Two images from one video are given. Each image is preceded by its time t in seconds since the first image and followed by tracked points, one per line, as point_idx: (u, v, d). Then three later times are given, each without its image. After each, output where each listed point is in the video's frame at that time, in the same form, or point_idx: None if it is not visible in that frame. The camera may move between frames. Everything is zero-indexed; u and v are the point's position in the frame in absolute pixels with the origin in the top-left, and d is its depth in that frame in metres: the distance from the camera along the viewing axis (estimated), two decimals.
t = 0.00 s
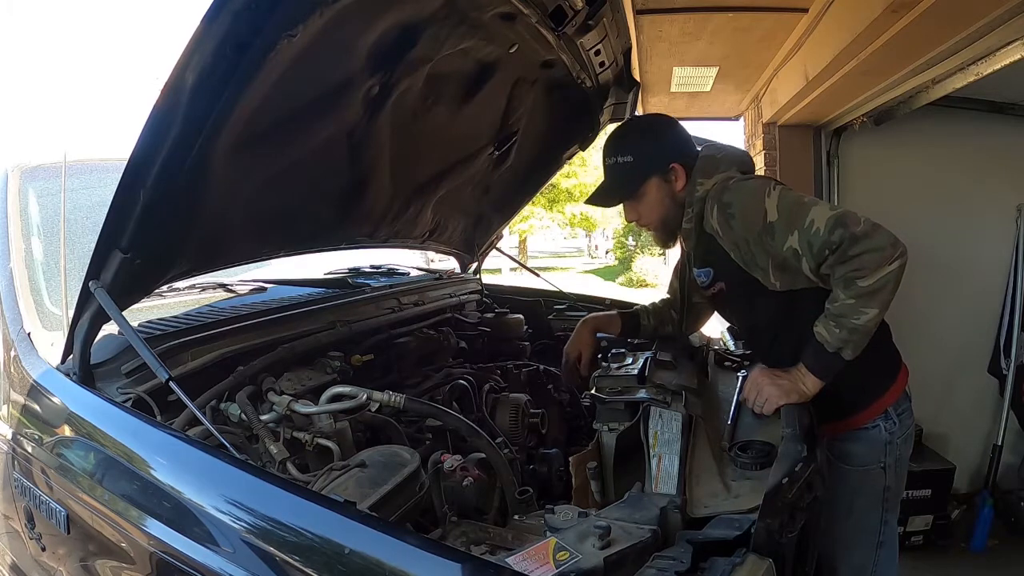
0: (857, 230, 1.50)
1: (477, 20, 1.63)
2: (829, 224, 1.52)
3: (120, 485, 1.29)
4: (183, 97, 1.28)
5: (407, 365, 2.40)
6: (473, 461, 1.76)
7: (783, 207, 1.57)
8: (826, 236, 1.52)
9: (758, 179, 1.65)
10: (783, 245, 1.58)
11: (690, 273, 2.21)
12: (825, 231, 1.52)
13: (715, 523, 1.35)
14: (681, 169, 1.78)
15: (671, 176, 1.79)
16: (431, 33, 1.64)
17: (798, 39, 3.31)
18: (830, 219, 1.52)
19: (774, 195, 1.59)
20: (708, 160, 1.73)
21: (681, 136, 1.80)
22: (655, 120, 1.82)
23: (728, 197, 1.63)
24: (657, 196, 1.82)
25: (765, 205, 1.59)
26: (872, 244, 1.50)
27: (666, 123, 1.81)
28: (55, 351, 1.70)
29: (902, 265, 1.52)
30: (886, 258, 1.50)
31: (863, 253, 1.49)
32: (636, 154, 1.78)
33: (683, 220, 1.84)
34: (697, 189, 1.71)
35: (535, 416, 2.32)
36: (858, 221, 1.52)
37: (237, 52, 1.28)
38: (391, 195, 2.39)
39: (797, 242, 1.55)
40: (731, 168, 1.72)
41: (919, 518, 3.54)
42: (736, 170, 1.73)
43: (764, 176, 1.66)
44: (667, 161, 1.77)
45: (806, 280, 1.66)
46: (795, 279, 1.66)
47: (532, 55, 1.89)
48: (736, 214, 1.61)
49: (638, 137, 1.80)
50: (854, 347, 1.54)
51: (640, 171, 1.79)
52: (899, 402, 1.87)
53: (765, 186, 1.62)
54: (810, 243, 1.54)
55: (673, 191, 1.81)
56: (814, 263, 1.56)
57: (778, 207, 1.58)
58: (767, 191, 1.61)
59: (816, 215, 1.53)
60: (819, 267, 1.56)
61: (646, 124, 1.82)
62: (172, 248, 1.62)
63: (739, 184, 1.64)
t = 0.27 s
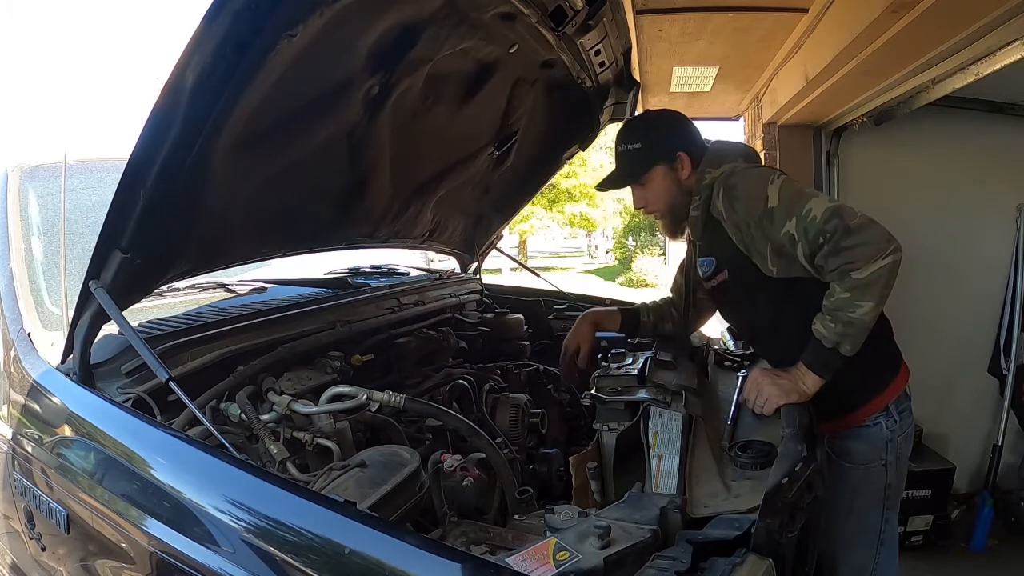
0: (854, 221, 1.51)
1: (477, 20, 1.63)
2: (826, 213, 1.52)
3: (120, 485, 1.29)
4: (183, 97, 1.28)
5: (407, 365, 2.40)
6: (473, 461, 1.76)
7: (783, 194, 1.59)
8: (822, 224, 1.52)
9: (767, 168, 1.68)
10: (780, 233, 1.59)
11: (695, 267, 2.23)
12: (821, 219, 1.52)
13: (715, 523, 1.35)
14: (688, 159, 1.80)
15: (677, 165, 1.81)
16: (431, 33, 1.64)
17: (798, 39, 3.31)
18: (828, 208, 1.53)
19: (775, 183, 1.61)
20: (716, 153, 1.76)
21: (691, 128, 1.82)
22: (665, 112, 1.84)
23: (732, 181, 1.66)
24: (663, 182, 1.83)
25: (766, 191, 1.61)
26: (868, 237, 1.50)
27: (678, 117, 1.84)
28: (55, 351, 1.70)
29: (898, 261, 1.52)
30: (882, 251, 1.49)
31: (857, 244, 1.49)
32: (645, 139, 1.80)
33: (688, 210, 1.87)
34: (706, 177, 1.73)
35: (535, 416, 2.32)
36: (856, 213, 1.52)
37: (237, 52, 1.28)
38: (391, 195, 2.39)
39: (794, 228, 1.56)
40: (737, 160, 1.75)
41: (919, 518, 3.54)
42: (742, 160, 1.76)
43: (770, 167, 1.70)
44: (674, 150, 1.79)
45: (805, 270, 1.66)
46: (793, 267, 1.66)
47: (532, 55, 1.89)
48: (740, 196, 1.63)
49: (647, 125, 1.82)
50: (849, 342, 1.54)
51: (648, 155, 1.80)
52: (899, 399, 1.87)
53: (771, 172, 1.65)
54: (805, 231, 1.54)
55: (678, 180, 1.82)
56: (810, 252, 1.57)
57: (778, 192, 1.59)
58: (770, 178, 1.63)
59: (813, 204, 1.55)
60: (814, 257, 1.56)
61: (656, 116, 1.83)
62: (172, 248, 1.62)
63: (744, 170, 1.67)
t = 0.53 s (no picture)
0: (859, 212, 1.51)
1: (477, 20, 1.63)
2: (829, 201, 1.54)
3: (120, 485, 1.29)
4: (183, 97, 1.29)
5: (407, 364, 2.40)
6: (473, 460, 1.76)
7: (793, 182, 1.62)
8: (824, 209, 1.53)
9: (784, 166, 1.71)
10: (780, 217, 1.60)
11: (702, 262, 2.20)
12: (824, 204, 1.53)
13: (715, 523, 1.35)
14: (693, 151, 1.81)
15: (683, 158, 1.82)
16: (431, 33, 1.64)
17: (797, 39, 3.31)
18: (833, 202, 1.53)
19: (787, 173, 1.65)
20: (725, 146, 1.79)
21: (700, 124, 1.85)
22: (673, 107, 1.86)
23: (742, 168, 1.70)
24: (669, 176, 1.84)
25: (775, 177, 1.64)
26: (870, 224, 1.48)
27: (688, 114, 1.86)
28: (54, 351, 1.70)
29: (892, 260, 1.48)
30: (877, 245, 1.46)
31: (852, 233, 1.48)
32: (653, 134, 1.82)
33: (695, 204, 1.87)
34: (716, 168, 1.74)
35: (535, 415, 2.32)
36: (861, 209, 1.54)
37: (237, 52, 1.28)
38: (391, 195, 2.39)
39: (796, 217, 1.56)
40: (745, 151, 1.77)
41: (919, 518, 3.54)
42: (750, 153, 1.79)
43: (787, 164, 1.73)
44: (680, 142, 1.81)
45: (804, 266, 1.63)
46: (792, 260, 1.64)
47: (532, 55, 1.89)
48: (751, 184, 1.64)
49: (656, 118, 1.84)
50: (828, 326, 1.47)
51: (654, 150, 1.82)
52: (900, 396, 1.88)
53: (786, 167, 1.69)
54: (806, 214, 1.55)
55: (684, 172, 1.83)
56: (806, 237, 1.55)
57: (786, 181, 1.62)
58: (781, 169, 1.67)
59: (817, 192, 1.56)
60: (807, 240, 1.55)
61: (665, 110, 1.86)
62: (172, 248, 1.62)
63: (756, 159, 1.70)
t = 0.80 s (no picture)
0: (791, 225, 1.60)
1: (477, 20, 1.63)
2: (790, 201, 1.60)
3: (120, 485, 1.29)
4: (183, 97, 1.29)
5: (407, 364, 2.40)
6: (473, 460, 1.76)
7: (789, 169, 1.66)
8: (778, 198, 1.60)
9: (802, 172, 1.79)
10: (749, 180, 1.67)
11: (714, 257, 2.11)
12: (778, 195, 1.60)
13: (714, 523, 1.35)
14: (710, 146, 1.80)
15: (700, 153, 1.80)
16: (431, 33, 1.64)
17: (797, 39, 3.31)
18: (780, 197, 1.60)
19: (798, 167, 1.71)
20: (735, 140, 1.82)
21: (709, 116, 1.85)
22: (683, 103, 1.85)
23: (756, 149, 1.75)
24: (687, 173, 1.83)
25: (780, 161, 1.69)
26: (779, 235, 1.59)
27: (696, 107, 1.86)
28: (55, 351, 1.70)
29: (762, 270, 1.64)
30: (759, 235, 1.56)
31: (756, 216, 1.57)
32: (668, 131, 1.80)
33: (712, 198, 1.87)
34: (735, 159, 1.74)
35: (535, 416, 2.32)
36: (798, 226, 1.63)
37: (237, 52, 1.28)
38: (391, 195, 2.39)
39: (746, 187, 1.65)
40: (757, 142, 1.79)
41: (919, 518, 3.54)
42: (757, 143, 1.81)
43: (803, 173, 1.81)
44: (697, 138, 1.79)
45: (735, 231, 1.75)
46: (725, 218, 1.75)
47: (532, 55, 1.89)
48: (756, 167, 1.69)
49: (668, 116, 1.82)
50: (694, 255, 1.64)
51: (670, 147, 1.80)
52: (905, 389, 1.89)
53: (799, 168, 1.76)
54: (760, 190, 1.62)
55: (701, 167, 1.82)
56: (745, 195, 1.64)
57: (780, 165, 1.67)
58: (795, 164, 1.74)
59: (784, 185, 1.62)
60: (744, 197, 1.62)
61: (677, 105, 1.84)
62: (171, 248, 1.62)
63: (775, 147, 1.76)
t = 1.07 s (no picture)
0: (742, 233, 1.61)
1: (477, 20, 1.63)
2: (755, 209, 1.62)
3: (120, 485, 1.29)
4: (183, 97, 1.29)
5: (408, 364, 2.40)
6: (473, 461, 1.77)
7: (777, 174, 1.68)
8: (741, 201, 1.62)
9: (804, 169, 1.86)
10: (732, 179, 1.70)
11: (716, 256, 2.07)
12: (741, 200, 1.62)
13: (714, 523, 1.35)
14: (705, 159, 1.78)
15: (695, 167, 1.79)
16: (431, 33, 1.64)
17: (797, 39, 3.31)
18: (745, 200, 1.62)
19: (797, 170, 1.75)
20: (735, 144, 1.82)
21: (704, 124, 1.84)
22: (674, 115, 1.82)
23: (757, 146, 1.79)
24: (685, 188, 1.81)
25: (777, 163, 1.72)
26: (723, 239, 1.60)
27: (693, 115, 1.85)
28: (54, 351, 1.70)
29: (703, 269, 1.66)
30: (706, 234, 1.60)
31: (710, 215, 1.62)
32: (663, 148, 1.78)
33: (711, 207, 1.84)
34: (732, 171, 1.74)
35: (536, 416, 2.32)
36: (760, 233, 1.64)
37: (237, 52, 1.28)
38: (391, 195, 2.39)
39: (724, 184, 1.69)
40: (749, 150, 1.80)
41: (919, 518, 3.54)
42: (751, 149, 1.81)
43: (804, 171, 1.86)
44: (691, 154, 1.77)
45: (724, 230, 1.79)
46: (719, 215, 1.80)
47: (532, 55, 1.89)
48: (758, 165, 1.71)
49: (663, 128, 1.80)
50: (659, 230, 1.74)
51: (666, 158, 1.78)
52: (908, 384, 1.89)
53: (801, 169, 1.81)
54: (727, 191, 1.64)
55: (699, 180, 1.80)
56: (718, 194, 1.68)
57: (768, 169, 1.68)
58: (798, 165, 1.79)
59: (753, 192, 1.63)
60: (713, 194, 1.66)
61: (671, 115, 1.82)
62: (171, 248, 1.62)
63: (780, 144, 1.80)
